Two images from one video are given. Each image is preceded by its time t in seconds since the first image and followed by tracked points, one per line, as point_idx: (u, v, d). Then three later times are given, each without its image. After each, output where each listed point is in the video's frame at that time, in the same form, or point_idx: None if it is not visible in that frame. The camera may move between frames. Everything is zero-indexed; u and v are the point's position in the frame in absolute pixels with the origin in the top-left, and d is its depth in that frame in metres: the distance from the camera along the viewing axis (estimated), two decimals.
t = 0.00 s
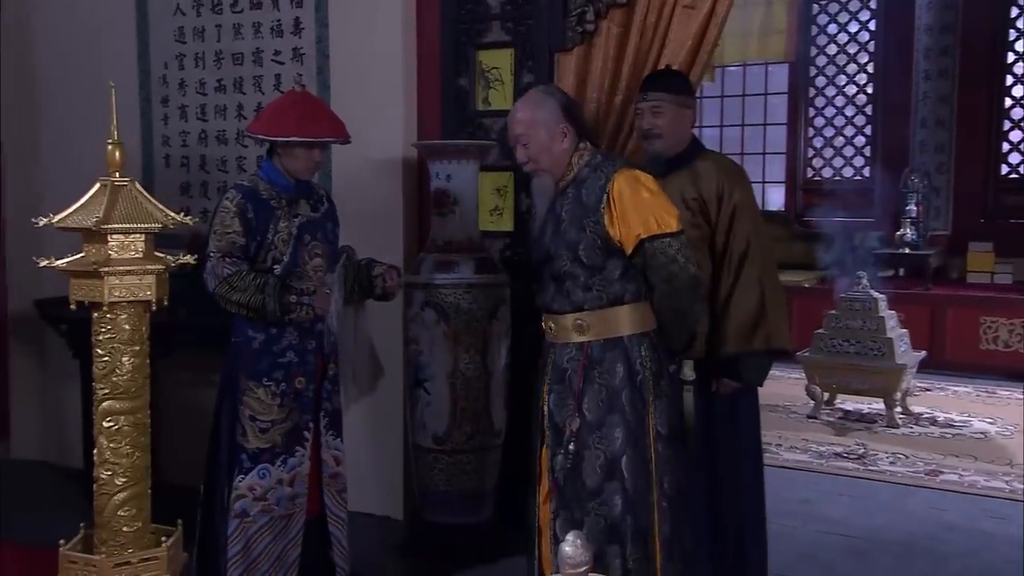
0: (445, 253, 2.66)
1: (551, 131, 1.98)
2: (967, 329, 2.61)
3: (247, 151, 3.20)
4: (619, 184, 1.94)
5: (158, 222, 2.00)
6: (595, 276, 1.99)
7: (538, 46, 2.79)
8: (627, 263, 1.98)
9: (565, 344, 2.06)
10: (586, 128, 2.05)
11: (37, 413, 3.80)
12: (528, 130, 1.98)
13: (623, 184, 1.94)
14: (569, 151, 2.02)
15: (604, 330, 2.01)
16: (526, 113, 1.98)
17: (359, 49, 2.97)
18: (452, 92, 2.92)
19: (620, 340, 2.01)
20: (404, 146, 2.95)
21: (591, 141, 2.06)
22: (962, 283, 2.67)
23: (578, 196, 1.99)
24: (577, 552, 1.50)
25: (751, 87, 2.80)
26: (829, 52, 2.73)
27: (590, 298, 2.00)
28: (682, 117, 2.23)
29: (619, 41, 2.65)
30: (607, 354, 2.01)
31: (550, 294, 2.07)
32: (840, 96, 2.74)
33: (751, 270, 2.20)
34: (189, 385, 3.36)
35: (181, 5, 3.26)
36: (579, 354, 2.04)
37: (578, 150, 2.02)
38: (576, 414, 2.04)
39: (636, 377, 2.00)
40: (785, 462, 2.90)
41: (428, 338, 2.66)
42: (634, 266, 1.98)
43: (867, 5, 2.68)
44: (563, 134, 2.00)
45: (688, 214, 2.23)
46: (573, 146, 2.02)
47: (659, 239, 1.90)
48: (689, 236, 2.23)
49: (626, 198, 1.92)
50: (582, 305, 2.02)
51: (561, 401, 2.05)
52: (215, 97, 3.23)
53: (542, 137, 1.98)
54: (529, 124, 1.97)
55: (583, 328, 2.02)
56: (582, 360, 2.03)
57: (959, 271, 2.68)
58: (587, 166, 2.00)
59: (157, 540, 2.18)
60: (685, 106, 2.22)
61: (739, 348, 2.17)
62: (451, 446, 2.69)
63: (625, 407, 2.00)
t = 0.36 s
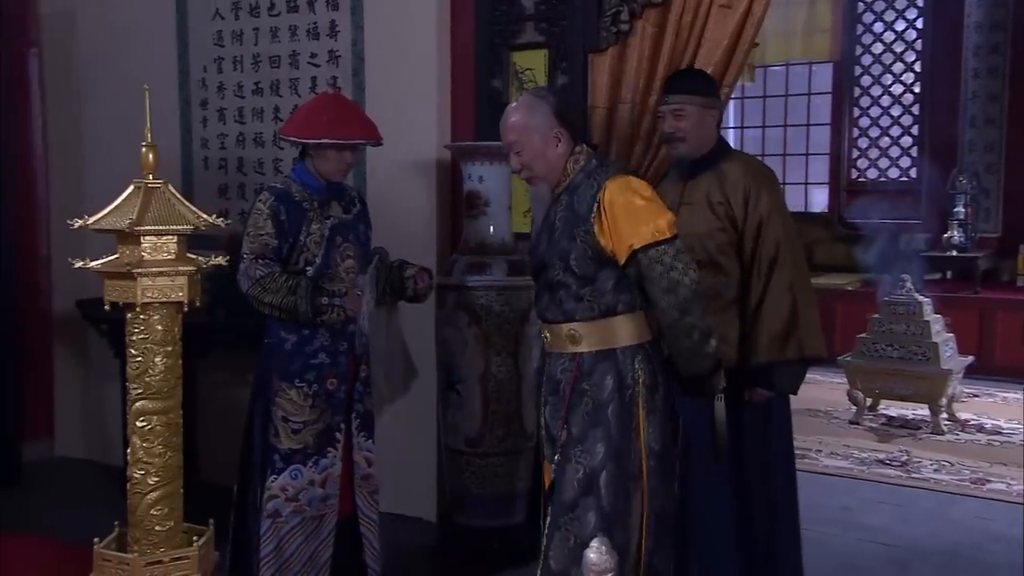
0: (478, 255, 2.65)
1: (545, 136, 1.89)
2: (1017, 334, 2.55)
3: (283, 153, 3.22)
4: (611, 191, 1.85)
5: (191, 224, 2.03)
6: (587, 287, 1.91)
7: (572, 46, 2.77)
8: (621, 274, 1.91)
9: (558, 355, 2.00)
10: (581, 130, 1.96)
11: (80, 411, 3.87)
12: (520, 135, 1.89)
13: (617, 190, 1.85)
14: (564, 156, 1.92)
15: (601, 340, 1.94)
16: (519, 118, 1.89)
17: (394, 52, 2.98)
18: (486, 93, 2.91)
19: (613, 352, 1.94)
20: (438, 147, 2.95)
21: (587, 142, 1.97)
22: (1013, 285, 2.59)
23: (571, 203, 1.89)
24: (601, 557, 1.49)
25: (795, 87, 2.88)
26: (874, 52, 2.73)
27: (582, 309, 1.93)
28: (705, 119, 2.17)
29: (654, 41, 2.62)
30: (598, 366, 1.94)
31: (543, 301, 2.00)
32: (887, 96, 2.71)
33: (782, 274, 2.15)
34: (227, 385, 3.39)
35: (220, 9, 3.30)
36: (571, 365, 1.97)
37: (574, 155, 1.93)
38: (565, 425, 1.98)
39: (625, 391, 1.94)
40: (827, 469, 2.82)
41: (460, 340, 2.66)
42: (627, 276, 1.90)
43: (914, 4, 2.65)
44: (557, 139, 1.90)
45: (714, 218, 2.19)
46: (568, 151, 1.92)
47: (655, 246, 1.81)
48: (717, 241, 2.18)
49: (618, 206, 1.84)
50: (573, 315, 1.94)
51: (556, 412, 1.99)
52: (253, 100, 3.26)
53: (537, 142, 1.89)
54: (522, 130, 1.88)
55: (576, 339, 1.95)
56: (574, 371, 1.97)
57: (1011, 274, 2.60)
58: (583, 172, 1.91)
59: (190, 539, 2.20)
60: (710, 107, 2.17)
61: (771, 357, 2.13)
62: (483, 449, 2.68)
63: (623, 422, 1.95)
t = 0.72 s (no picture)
0: (512, 258, 2.64)
1: (537, 132, 1.71)
2: None
3: (320, 156, 3.24)
4: (600, 201, 1.66)
5: (225, 228, 2.05)
6: (570, 297, 1.72)
7: (608, 48, 2.74)
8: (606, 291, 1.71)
9: (543, 364, 1.81)
10: (586, 124, 1.76)
11: (124, 415, 3.92)
12: (510, 129, 1.71)
13: (608, 201, 1.66)
14: (563, 155, 1.74)
15: (588, 352, 1.74)
16: (514, 111, 1.71)
17: (431, 55, 2.98)
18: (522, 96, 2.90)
19: (597, 367, 1.74)
20: (473, 150, 2.94)
21: (591, 139, 1.78)
22: None
23: (562, 207, 1.71)
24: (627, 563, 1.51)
25: (841, 89, 2.96)
26: (925, 50, 2.72)
27: (567, 320, 1.74)
28: (699, 130, 2.16)
29: (690, 42, 2.57)
30: (580, 381, 1.75)
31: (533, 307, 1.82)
32: (936, 96, 2.73)
33: (801, 277, 2.12)
34: (265, 386, 3.42)
35: (260, 14, 3.33)
36: (554, 376, 1.78)
37: (572, 154, 1.74)
38: (548, 442, 1.80)
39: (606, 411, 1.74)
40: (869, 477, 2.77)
41: (493, 344, 2.65)
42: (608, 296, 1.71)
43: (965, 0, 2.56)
44: (552, 136, 1.72)
45: (724, 224, 2.16)
46: (566, 150, 1.74)
47: (640, 268, 1.62)
48: (728, 247, 2.15)
49: (603, 218, 1.64)
50: (557, 324, 1.76)
51: (540, 425, 1.81)
52: (292, 104, 3.28)
53: (531, 140, 1.71)
54: (512, 123, 1.71)
55: (559, 349, 1.77)
56: (556, 383, 1.78)
57: None
58: (577, 176, 1.72)
59: (223, 539, 2.23)
60: (704, 117, 2.16)
61: (795, 361, 2.11)
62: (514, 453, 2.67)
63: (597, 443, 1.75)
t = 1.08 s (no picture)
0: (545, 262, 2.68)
1: (516, 147, 1.81)
2: None
3: (359, 160, 3.25)
4: (580, 223, 1.73)
5: (259, 232, 2.07)
6: (558, 313, 1.81)
7: (645, 52, 2.71)
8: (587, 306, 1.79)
9: (538, 376, 1.89)
10: (566, 135, 1.84)
11: (168, 418, 3.98)
12: (489, 146, 1.81)
13: (589, 222, 1.73)
14: (544, 169, 1.83)
15: (579, 365, 1.83)
16: (491, 127, 1.80)
17: (469, 60, 2.98)
18: (559, 100, 2.88)
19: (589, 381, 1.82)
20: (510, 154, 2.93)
21: (573, 148, 1.86)
22: None
23: (543, 221, 1.80)
24: None
25: (887, 89, 2.60)
26: (977, 52, 2.43)
27: (558, 334, 1.82)
28: (680, 132, 2.16)
29: (730, 44, 2.52)
30: (574, 394, 1.82)
31: (524, 320, 1.90)
32: (987, 98, 2.42)
33: (794, 276, 2.12)
34: (303, 389, 3.44)
35: (301, 20, 3.36)
36: (548, 390, 1.86)
37: (554, 167, 1.83)
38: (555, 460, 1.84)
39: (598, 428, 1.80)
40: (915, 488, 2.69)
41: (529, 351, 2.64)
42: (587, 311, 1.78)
43: None
44: (532, 150, 1.82)
45: (713, 225, 2.16)
46: (547, 163, 1.83)
47: (616, 291, 1.70)
48: (720, 249, 2.16)
49: (583, 239, 1.72)
50: (548, 338, 1.83)
51: (532, 438, 1.90)
52: (331, 109, 3.31)
53: (508, 154, 1.81)
54: (489, 138, 1.80)
55: (552, 363, 1.84)
56: (552, 397, 1.85)
57: None
58: (558, 190, 1.80)
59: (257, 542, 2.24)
60: (684, 119, 2.16)
61: (790, 360, 2.12)
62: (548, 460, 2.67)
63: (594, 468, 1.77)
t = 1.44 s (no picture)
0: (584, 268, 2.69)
1: (470, 148, 1.74)
2: None
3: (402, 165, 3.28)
4: (541, 218, 1.67)
5: (298, 236, 2.09)
6: (519, 316, 1.73)
7: (688, 55, 2.68)
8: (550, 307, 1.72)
9: (495, 388, 1.81)
10: (525, 140, 1.79)
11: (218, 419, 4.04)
12: (446, 148, 1.75)
13: (548, 217, 1.67)
14: (501, 172, 1.76)
15: (542, 370, 1.75)
16: (448, 129, 1.75)
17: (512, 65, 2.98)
18: (601, 104, 2.86)
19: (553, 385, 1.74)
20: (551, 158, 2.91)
21: (531, 152, 1.80)
22: None
23: (502, 223, 1.73)
24: None
25: (944, 91, 2.56)
26: None
27: (518, 339, 1.74)
28: (691, 134, 2.25)
29: (774, 46, 2.48)
30: (539, 400, 1.75)
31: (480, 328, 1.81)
32: None
33: (806, 280, 2.17)
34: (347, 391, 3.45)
35: (345, 27, 3.40)
36: (510, 400, 1.77)
37: (512, 169, 1.76)
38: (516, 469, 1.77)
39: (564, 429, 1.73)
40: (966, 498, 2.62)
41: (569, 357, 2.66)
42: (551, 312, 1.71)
43: None
44: (488, 151, 1.75)
45: (723, 229, 2.25)
46: (506, 165, 1.76)
47: (582, 283, 1.63)
48: (730, 253, 2.24)
49: (546, 235, 1.66)
50: (507, 344, 1.75)
51: (492, 452, 1.81)
52: (375, 114, 3.33)
53: (465, 157, 1.74)
54: (447, 140, 1.74)
55: (514, 370, 1.76)
56: (515, 406, 1.77)
57: None
58: (518, 190, 1.74)
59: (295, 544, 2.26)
60: (695, 122, 2.26)
61: (803, 369, 2.17)
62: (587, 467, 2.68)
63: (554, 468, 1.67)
